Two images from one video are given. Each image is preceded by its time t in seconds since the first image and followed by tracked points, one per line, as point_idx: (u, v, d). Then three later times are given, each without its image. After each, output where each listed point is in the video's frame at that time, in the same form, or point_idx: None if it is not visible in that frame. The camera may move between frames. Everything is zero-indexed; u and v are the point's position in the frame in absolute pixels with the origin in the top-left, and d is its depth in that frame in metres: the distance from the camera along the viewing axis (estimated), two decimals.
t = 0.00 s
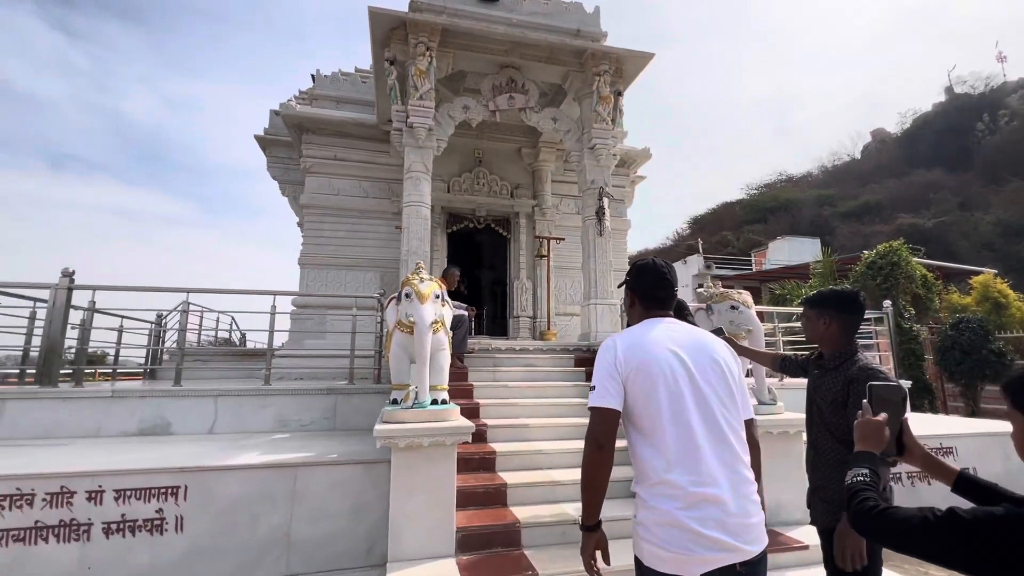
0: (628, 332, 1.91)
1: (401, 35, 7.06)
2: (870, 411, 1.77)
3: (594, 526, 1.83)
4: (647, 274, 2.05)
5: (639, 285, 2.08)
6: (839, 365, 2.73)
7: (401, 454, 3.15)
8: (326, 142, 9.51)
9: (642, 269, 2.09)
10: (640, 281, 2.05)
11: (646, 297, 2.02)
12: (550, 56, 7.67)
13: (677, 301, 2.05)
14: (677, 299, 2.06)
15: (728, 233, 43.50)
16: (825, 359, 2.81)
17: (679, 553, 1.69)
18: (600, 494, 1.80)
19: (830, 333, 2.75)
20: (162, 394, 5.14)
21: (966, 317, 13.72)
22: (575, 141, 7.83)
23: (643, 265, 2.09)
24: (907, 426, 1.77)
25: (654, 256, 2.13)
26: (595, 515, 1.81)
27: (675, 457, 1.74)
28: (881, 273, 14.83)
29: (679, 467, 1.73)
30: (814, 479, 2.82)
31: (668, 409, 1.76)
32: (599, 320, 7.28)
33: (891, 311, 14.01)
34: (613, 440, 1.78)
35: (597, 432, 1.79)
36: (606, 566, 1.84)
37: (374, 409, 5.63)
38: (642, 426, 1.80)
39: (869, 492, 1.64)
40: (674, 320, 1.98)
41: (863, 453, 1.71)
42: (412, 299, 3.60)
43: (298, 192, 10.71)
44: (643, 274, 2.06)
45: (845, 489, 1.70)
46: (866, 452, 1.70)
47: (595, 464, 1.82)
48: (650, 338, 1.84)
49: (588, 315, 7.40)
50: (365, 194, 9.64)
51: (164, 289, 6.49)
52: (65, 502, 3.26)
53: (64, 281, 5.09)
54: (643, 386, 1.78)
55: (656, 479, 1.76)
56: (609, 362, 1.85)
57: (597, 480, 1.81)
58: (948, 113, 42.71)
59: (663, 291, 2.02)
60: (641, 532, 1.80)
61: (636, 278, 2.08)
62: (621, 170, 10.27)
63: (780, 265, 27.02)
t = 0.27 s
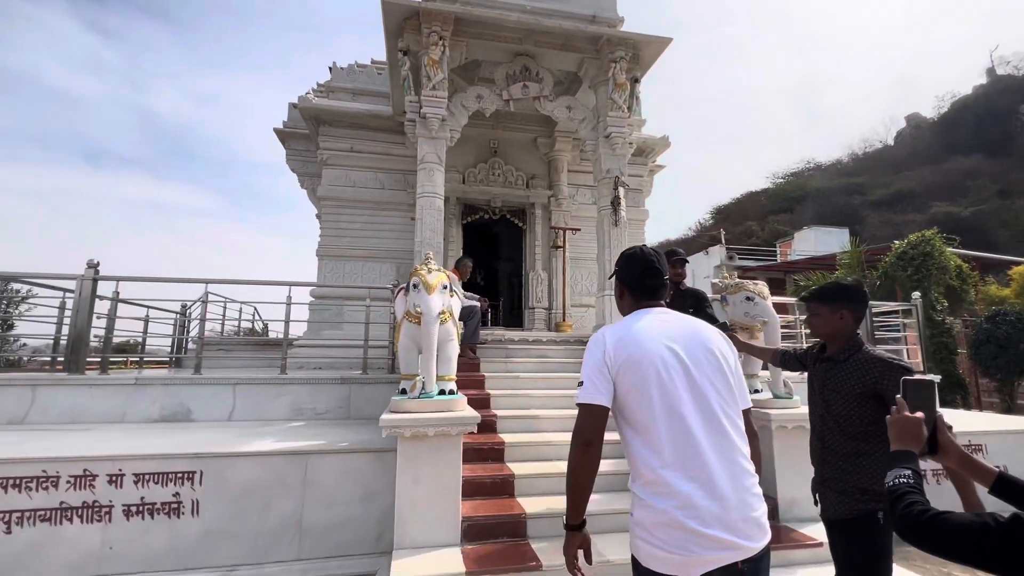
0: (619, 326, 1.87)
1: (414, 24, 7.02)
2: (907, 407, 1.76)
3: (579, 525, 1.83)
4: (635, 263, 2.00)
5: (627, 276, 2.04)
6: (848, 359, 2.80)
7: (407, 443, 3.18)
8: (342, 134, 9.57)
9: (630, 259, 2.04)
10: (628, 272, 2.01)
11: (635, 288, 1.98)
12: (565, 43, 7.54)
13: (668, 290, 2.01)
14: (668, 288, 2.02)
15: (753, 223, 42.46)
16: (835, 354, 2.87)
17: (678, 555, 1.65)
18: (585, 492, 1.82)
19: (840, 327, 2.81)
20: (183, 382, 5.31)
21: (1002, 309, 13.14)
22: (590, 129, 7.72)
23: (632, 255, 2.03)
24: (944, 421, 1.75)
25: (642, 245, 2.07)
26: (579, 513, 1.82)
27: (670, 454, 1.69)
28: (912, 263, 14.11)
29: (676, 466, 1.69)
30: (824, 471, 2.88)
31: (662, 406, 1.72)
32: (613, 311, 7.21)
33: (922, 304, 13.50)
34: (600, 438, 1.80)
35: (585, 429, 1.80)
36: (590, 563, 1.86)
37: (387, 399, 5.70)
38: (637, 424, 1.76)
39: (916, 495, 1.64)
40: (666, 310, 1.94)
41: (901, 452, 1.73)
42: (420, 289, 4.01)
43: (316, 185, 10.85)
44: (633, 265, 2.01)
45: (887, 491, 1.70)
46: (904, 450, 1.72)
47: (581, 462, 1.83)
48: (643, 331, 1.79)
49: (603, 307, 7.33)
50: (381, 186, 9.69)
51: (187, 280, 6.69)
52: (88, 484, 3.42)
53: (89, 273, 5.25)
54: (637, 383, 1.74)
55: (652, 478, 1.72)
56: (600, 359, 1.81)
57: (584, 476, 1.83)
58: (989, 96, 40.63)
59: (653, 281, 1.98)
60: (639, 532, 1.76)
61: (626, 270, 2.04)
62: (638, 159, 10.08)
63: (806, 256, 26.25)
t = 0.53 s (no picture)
0: (604, 334, 1.88)
1: (421, 18, 6.99)
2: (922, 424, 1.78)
3: (567, 536, 1.86)
4: (621, 266, 2.03)
5: (615, 279, 2.06)
6: (858, 361, 2.75)
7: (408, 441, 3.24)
8: (352, 128, 9.61)
9: (616, 263, 2.06)
10: (616, 276, 2.04)
11: (621, 291, 2.01)
12: (574, 35, 7.44)
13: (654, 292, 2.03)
14: (655, 289, 2.04)
15: (770, 214, 41.67)
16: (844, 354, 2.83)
17: (668, 566, 1.65)
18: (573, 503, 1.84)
19: (853, 326, 2.79)
20: (195, 375, 5.49)
21: None
22: (599, 122, 7.65)
23: (618, 257, 2.05)
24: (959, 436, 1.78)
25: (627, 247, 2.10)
26: (567, 524, 1.85)
27: (657, 464, 1.70)
28: (934, 256, 13.69)
29: (663, 475, 1.69)
30: (831, 472, 2.83)
31: (649, 415, 1.72)
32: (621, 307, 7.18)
33: (943, 298, 13.14)
34: (585, 450, 1.81)
35: (569, 442, 1.82)
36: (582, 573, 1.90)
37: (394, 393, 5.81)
38: (624, 433, 1.77)
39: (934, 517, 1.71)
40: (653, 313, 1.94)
41: (915, 470, 1.78)
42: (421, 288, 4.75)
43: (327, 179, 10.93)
44: (619, 268, 2.04)
45: (903, 510, 1.77)
46: (919, 468, 1.78)
47: (569, 472, 1.85)
48: (628, 339, 1.79)
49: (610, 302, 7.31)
50: (390, 180, 9.71)
51: (200, 275, 6.83)
52: (101, 477, 3.91)
53: (103, 268, 5.38)
54: (623, 393, 1.75)
55: (641, 488, 1.73)
56: (586, 369, 1.82)
57: (571, 488, 1.85)
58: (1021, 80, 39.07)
59: (640, 283, 2.00)
60: (629, 543, 1.77)
61: (613, 273, 2.06)
62: (649, 151, 9.96)
63: (824, 248, 25.71)
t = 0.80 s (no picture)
0: (597, 346, 1.94)
1: (423, 13, 6.96)
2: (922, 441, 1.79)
3: (565, 550, 1.94)
4: (610, 276, 2.12)
5: (607, 289, 2.14)
6: (865, 370, 2.72)
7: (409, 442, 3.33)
8: (355, 124, 9.61)
9: (607, 274, 2.15)
10: (607, 287, 2.12)
11: (611, 301, 2.10)
12: (577, 28, 7.37)
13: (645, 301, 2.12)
14: (646, 298, 2.11)
15: (778, 206, 41.19)
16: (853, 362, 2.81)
17: None
18: (569, 518, 1.92)
19: (859, 334, 2.78)
20: (201, 372, 5.70)
21: None
22: (602, 117, 7.61)
23: (609, 268, 2.14)
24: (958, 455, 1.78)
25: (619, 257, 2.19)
26: (564, 540, 1.92)
27: (647, 476, 1.76)
28: (943, 249, 13.49)
29: (653, 487, 1.75)
30: (835, 481, 2.84)
31: (641, 430, 1.78)
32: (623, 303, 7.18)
33: (953, 292, 12.97)
34: (578, 463, 1.91)
35: (563, 456, 1.91)
36: None
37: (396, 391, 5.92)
38: (617, 447, 1.84)
39: (928, 536, 1.81)
40: (645, 324, 1.99)
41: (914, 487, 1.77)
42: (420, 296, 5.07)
43: (330, 174, 10.95)
44: (609, 279, 2.12)
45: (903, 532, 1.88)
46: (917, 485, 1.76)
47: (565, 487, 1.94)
48: (620, 355, 1.85)
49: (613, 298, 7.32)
50: (393, 175, 9.71)
51: (205, 272, 6.90)
52: (107, 474, 4.24)
53: (109, 267, 5.46)
54: (616, 408, 1.81)
55: (635, 501, 1.79)
56: (579, 384, 1.89)
57: (567, 501, 1.92)
58: None
59: (631, 292, 2.08)
60: (622, 553, 1.83)
61: (604, 283, 2.15)
62: (654, 145, 9.87)
63: (833, 241, 25.42)
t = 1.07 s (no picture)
0: (600, 340, 1.97)
1: (419, 6, 6.91)
2: (912, 431, 1.83)
3: (561, 540, 1.97)
4: (622, 272, 2.12)
5: (618, 284, 2.14)
6: (868, 364, 2.75)
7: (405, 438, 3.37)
8: (352, 118, 9.57)
9: (618, 269, 2.15)
10: (619, 282, 2.11)
11: (622, 296, 2.10)
12: (574, 21, 7.33)
13: (655, 299, 2.13)
14: (655, 295, 2.13)
15: (777, 199, 41.10)
16: (856, 358, 2.83)
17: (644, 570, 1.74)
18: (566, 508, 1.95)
19: (857, 330, 2.79)
20: (199, 368, 5.72)
21: None
22: (599, 111, 7.60)
23: (620, 263, 2.14)
24: (946, 447, 1.82)
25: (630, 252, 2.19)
26: (561, 529, 1.96)
27: (639, 473, 1.79)
28: (942, 242, 13.45)
29: (645, 484, 1.78)
30: (840, 480, 2.86)
31: (636, 426, 1.81)
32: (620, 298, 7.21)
33: (951, 284, 12.99)
34: (576, 451, 1.93)
35: (561, 445, 1.93)
36: None
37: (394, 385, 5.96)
38: (613, 443, 1.87)
39: (913, 527, 1.77)
40: (650, 322, 2.02)
41: (900, 477, 1.83)
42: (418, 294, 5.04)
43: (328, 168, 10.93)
44: (620, 274, 2.13)
45: (885, 521, 1.82)
46: (903, 475, 1.82)
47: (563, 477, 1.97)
48: (623, 351, 1.88)
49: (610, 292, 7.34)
50: (391, 169, 9.69)
51: (203, 268, 6.92)
52: (107, 470, 4.28)
53: (106, 264, 5.47)
54: (614, 403, 1.84)
55: (626, 497, 1.82)
56: (581, 375, 1.92)
57: (565, 492, 1.95)
58: None
59: (641, 289, 2.09)
60: (610, 546, 1.87)
61: (615, 278, 2.15)
62: (653, 138, 9.85)
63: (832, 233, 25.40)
